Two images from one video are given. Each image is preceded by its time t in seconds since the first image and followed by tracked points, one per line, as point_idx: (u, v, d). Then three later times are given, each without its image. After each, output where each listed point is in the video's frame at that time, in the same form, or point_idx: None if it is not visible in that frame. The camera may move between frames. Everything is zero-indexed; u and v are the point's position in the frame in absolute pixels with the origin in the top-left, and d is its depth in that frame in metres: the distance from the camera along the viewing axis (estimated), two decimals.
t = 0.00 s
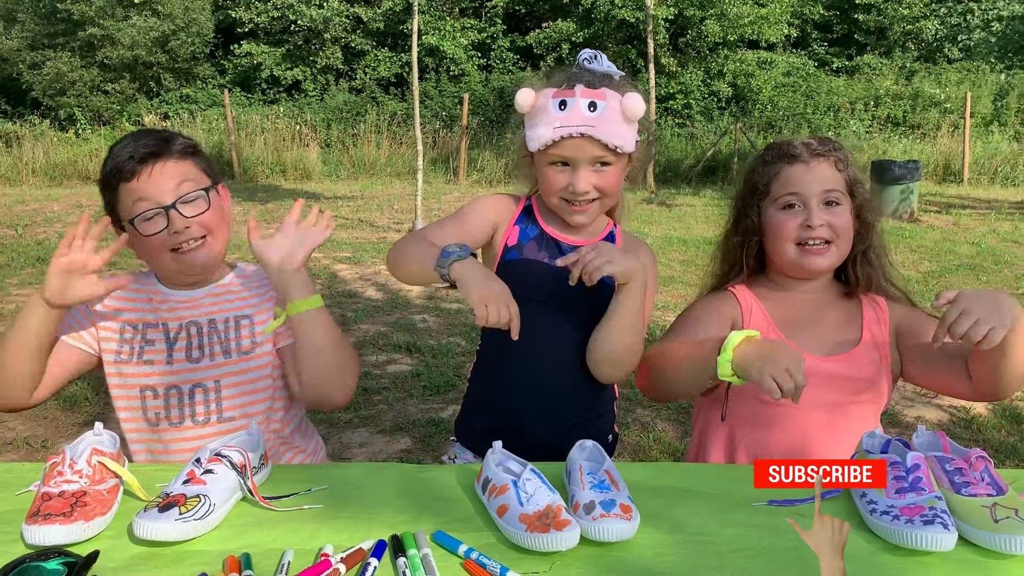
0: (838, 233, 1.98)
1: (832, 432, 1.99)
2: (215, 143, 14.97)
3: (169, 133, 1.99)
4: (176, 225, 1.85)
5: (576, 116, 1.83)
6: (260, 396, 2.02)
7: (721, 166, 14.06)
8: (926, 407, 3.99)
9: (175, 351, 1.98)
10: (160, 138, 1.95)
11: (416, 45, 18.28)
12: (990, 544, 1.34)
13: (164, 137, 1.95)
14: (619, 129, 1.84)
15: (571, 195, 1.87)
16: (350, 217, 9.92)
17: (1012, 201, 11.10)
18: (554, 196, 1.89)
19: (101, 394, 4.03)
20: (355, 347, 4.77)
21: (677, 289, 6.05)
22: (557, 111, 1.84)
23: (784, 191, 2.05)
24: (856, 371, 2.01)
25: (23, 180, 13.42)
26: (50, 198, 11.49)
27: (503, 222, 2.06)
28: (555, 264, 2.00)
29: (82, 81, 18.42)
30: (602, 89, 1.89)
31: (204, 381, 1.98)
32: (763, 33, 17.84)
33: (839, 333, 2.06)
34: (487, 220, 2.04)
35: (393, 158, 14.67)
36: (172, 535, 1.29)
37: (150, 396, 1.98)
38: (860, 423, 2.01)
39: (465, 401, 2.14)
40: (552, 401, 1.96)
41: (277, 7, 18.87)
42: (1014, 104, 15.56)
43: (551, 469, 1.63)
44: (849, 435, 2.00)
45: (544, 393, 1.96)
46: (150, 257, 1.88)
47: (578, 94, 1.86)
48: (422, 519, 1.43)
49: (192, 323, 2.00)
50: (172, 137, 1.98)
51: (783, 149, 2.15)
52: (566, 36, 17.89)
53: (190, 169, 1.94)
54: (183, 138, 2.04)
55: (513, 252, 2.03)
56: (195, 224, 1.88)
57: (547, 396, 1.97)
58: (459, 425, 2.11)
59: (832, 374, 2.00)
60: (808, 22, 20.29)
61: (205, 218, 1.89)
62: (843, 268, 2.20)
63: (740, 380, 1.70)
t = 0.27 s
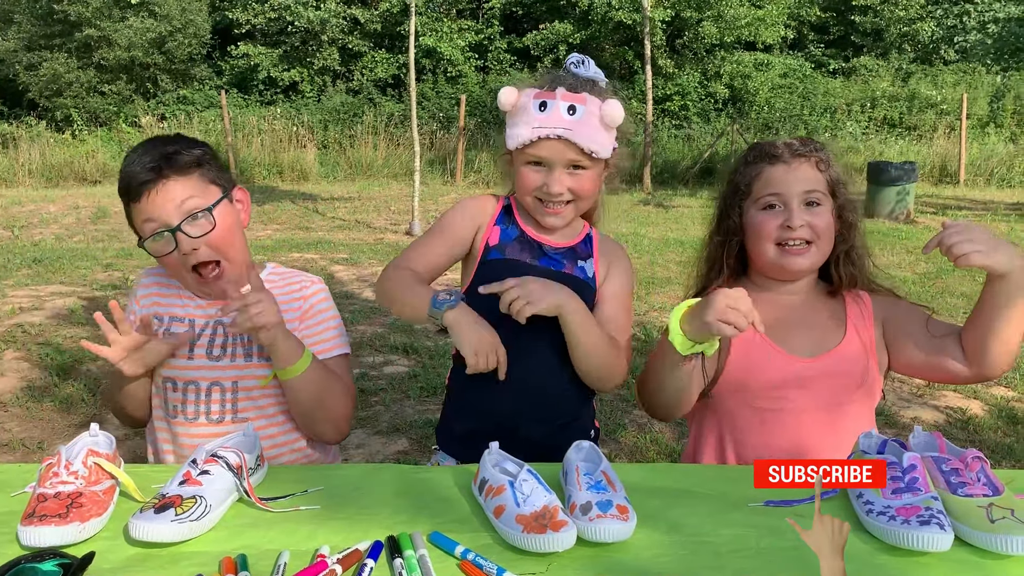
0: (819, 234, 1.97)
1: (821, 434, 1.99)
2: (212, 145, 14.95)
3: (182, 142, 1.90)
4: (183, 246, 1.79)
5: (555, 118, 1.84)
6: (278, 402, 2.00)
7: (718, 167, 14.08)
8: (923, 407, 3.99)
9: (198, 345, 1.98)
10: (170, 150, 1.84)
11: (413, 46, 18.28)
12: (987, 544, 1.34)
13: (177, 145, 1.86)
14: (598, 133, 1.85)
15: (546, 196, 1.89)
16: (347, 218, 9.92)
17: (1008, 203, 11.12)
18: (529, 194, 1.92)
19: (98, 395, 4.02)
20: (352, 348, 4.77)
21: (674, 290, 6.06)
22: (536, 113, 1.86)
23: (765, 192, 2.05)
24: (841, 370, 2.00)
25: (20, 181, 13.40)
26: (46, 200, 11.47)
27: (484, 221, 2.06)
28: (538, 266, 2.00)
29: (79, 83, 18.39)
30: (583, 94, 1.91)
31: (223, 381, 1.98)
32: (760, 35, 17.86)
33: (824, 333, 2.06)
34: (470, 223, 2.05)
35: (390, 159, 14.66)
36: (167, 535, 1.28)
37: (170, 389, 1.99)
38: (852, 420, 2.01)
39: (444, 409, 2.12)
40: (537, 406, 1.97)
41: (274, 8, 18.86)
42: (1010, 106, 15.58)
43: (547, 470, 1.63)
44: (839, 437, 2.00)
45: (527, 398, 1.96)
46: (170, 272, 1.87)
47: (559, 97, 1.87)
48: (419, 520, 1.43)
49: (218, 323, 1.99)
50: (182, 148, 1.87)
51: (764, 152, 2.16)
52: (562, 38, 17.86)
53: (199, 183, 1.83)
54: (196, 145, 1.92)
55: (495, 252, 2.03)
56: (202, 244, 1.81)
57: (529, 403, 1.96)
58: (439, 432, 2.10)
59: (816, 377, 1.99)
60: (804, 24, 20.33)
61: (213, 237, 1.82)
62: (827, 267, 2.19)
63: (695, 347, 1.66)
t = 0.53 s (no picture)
0: (773, 238, 1.97)
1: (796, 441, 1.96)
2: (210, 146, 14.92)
3: (244, 143, 1.98)
4: (217, 236, 1.84)
5: (506, 112, 1.89)
6: (292, 407, 2.02)
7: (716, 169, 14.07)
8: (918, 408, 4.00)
9: (213, 351, 2.00)
10: (239, 145, 1.95)
11: (411, 48, 18.29)
12: (984, 546, 1.35)
13: (246, 147, 1.96)
14: (546, 134, 1.90)
15: (488, 189, 1.92)
16: (344, 220, 9.91)
17: (1004, 205, 11.15)
18: (471, 187, 1.95)
19: (95, 397, 4.01)
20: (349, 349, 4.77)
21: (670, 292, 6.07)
22: (489, 105, 1.91)
23: (721, 198, 2.04)
24: (811, 376, 1.97)
25: (16, 183, 13.36)
26: (43, 201, 11.45)
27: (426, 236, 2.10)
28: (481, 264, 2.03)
29: (76, 84, 18.35)
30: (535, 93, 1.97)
31: (239, 386, 1.99)
32: (757, 37, 17.90)
33: (791, 338, 2.03)
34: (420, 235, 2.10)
35: (388, 160, 14.64)
36: (163, 538, 1.28)
37: (186, 399, 1.98)
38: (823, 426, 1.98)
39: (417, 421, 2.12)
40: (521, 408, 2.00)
41: (271, 10, 18.85)
42: (1007, 107, 15.62)
43: (544, 472, 1.63)
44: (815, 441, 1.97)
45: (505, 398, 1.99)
46: (187, 254, 1.89)
47: (512, 92, 1.93)
48: (415, 522, 1.43)
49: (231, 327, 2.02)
50: (249, 148, 1.97)
51: (722, 158, 2.16)
52: (560, 40, 17.80)
53: (253, 183, 1.91)
54: (261, 151, 2.03)
55: (438, 261, 2.06)
56: (236, 238, 1.87)
57: (494, 407, 1.98)
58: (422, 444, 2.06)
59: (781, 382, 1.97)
60: (801, 26, 20.36)
61: (247, 237, 1.88)
62: (788, 273, 2.19)
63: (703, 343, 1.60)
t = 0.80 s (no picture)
0: (760, 237, 1.96)
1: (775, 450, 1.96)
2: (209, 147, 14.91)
3: (268, 145, 2.04)
4: (235, 228, 1.86)
5: (484, 126, 1.89)
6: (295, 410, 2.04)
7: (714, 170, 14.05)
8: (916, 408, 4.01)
9: (214, 360, 1.98)
10: (261, 146, 2.00)
11: (409, 49, 18.29)
12: (983, 546, 1.35)
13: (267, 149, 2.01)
14: (520, 150, 1.93)
15: (458, 199, 1.93)
16: (343, 221, 9.91)
17: (1002, 206, 11.17)
18: (439, 193, 1.95)
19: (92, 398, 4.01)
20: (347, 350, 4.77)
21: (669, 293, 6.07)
22: (467, 116, 1.90)
23: (709, 199, 2.05)
24: (792, 384, 1.98)
25: (14, 183, 13.34)
26: (41, 202, 11.43)
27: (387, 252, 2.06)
28: (449, 268, 2.02)
29: (74, 85, 18.33)
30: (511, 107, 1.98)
31: (241, 393, 1.99)
32: (755, 38, 17.91)
33: (773, 346, 2.03)
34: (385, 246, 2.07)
35: (386, 161, 14.64)
36: (161, 538, 1.28)
37: (188, 407, 1.98)
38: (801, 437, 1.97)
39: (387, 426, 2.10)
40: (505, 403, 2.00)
41: (269, 11, 18.86)
42: (1005, 109, 15.64)
43: (543, 472, 1.63)
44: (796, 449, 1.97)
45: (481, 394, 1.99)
46: (198, 246, 1.89)
47: (492, 106, 1.92)
48: (414, 523, 1.43)
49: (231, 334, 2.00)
50: (270, 150, 2.03)
51: (714, 160, 2.20)
52: (558, 41, 17.81)
53: (272, 183, 1.95)
54: (280, 152, 2.07)
55: (404, 274, 2.03)
56: (253, 232, 1.88)
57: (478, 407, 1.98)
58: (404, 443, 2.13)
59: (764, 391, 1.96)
60: (799, 27, 20.39)
61: (264, 231, 1.89)
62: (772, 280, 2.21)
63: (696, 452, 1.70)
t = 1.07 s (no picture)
0: (774, 241, 1.96)
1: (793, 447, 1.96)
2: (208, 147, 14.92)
3: (263, 148, 2.01)
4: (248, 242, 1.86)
5: (475, 128, 1.89)
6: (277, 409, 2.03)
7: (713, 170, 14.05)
8: (914, 409, 4.01)
9: (197, 352, 1.99)
10: (256, 150, 1.96)
11: (408, 49, 18.30)
12: (980, 545, 1.35)
13: (261, 151, 1.98)
14: (513, 146, 1.93)
15: (458, 202, 1.95)
16: (341, 221, 9.91)
17: (1001, 206, 11.17)
18: (438, 200, 1.96)
19: (92, 398, 4.01)
20: (347, 351, 4.77)
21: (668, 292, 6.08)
22: (457, 120, 1.89)
23: (726, 199, 2.06)
24: (809, 382, 1.98)
25: (13, 184, 13.35)
26: (40, 202, 11.42)
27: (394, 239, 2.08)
28: (455, 263, 2.04)
29: (73, 85, 18.34)
30: (498, 104, 1.98)
31: (220, 386, 1.98)
32: (753, 39, 17.91)
33: (791, 346, 2.03)
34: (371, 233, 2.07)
35: (385, 162, 14.65)
36: (159, 538, 1.28)
37: (167, 398, 1.98)
38: (817, 434, 1.97)
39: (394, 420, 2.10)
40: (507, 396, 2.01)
41: (268, 11, 18.86)
42: (1003, 109, 15.65)
43: (542, 472, 1.63)
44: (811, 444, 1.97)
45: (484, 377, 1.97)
46: (212, 262, 1.89)
47: (479, 106, 1.92)
48: (414, 522, 1.43)
49: (216, 329, 2.02)
50: (267, 153, 2.00)
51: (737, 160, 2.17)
52: (557, 42, 17.83)
53: (275, 189, 1.95)
54: (275, 154, 2.05)
55: (410, 264, 2.04)
56: (266, 243, 1.88)
57: (484, 402, 1.97)
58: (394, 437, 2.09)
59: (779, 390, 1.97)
60: (798, 28, 20.42)
61: (276, 240, 1.90)
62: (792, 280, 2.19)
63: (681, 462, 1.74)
